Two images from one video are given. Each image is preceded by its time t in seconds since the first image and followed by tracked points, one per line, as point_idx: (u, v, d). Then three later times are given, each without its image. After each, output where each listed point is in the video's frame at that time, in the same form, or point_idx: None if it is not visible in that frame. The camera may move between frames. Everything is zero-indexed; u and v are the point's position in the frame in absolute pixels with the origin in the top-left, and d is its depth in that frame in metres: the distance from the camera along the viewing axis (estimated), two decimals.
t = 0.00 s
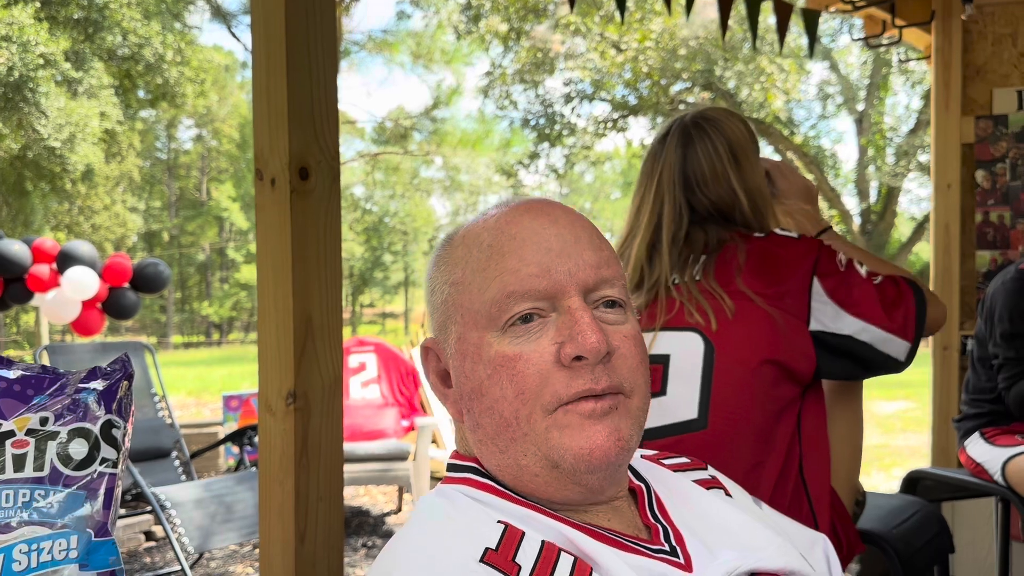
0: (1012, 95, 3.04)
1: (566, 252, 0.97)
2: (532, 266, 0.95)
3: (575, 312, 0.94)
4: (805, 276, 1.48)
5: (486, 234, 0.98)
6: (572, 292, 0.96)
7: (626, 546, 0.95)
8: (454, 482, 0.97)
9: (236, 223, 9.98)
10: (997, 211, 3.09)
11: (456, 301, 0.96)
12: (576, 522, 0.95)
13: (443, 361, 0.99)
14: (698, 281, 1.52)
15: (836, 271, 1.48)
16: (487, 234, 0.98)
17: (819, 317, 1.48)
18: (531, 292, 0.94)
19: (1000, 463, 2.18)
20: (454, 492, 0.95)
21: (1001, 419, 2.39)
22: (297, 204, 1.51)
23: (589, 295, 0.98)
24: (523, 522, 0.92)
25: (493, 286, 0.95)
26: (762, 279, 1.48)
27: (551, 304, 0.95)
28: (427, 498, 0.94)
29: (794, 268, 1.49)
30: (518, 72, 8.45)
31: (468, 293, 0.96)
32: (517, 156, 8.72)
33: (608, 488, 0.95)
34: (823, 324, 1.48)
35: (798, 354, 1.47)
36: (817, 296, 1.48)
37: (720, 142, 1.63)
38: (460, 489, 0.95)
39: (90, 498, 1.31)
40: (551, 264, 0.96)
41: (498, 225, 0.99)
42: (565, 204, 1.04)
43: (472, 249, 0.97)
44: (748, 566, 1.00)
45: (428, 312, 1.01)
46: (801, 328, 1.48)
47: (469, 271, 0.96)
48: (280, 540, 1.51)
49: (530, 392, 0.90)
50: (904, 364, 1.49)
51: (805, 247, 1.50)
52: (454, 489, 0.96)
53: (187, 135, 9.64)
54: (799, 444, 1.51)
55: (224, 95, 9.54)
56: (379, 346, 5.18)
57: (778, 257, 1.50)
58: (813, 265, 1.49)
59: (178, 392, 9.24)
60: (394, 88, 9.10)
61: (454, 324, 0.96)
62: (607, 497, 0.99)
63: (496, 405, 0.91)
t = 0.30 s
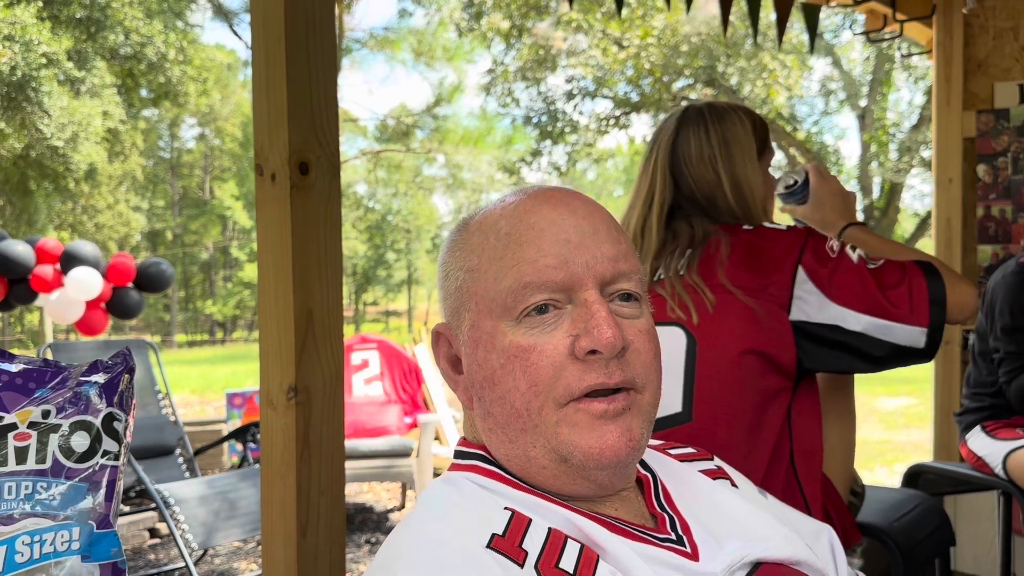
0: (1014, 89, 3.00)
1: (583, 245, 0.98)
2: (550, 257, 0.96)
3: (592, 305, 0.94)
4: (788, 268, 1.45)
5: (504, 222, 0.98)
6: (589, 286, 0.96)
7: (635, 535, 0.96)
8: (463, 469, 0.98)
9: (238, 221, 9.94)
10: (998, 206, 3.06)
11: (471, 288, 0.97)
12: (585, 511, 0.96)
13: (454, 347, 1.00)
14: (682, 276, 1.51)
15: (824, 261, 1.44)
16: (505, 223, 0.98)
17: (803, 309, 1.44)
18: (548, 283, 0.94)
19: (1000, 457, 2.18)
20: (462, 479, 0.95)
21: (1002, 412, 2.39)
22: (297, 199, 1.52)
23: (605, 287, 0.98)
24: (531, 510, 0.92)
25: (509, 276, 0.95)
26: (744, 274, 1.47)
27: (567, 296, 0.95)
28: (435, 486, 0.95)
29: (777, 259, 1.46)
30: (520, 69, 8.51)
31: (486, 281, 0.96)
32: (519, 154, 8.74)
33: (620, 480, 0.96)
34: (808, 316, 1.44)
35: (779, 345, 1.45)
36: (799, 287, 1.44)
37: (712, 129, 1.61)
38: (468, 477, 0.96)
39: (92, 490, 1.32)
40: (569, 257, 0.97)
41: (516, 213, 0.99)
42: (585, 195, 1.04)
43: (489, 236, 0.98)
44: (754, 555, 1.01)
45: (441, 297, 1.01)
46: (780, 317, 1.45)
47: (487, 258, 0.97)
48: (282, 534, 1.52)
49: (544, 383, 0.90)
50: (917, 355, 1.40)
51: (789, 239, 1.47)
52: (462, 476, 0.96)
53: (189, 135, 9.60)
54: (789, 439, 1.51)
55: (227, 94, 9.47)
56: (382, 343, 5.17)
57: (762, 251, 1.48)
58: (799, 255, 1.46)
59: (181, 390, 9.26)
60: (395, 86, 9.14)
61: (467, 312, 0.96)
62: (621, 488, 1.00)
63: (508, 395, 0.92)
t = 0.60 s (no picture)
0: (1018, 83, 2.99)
1: (570, 238, 0.99)
2: (537, 250, 0.96)
3: (580, 297, 0.95)
4: (786, 262, 1.44)
5: (492, 220, 0.99)
6: (576, 278, 0.97)
7: (631, 527, 0.96)
8: (459, 464, 0.98)
9: (243, 219, 10.12)
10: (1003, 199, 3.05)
11: (462, 285, 0.98)
12: (581, 504, 0.96)
13: (449, 346, 1.00)
14: (679, 271, 1.50)
15: (823, 246, 1.43)
16: (493, 220, 0.99)
17: (806, 297, 1.43)
18: (536, 277, 0.95)
19: (1004, 451, 2.18)
20: (459, 473, 0.96)
21: (1007, 406, 2.40)
22: (302, 196, 1.52)
23: (593, 279, 0.99)
24: (528, 502, 0.93)
25: (497, 272, 0.96)
26: (743, 267, 1.46)
27: (556, 289, 0.96)
28: (433, 481, 0.95)
29: (775, 250, 1.46)
30: (523, 66, 8.49)
31: (476, 279, 0.96)
32: (522, 150, 8.80)
33: (614, 472, 0.97)
34: (813, 303, 1.43)
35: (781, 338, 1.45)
36: (800, 277, 1.43)
37: (696, 119, 1.63)
38: (465, 470, 0.96)
39: (102, 484, 1.33)
40: (556, 250, 0.97)
41: (503, 210, 1.00)
42: (572, 191, 1.05)
43: (478, 234, 0.99)
44: (750, 547, 1.01)
45: (435, 298, 1.02)
46: (781, 307, 1.45)
47: (476, 256, 0.97)
48: (289, 529, 1.53)
49: (536, 375, 0.91)
50: (933, 332, 1.37)
51: (786, 230, 1.46)
52: (459, 470, 0.97)
53: (193, 133, 9.73)
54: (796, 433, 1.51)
55: (230, 92, 9.64)
56: (386, 340, 5.27)
57: (759, 244, 1.47)
58: (797, 243, 1.44)
59: (187, 388, 9.30)
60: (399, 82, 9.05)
61: (460, 309, 0.98)
62: (614, 480, 1.01)
63: (501, 388, 0.93)
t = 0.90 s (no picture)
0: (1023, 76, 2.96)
1: (557, 237, 0.98)
2: (525, 249, 0.96)
3: (568, 294, 0.95)
4: (806, 258, 1.43)
5: (480, 220, 0.99)
6: (564, 275, 0.97)
7: (623, 521, 0.96)
8: (453, 461, 0.98)
9: (246, 217, 10.11)
10: (1007, 193, 3.00)
11: (451, 286, 0.98)
12: (574, 499, 0.96)
13: (441, 345, 1.01)
14: (695, 265, 1.49)
15: (840, 242, 1.42)
16: (481, 220, 0.99)
17: (828, 293, 1.41)
18: (525, 275, 0.95)
19: (1009, 445, 2.17)
20: (453, 471, 0.96)
21: (1012, 400, 2.38)
22: (305, 192, 1.52)
23: (581, 277, 0.99)
24: (520, 498, 0.93)
25: (486, 271, 0.95)
26: (759, 262, 1.45)
27: (544, 287, 0.96)
28: (429, 480, 0.95)
29: (788, 246, 1.45)
30: (526, 62, 8.51)
31: (465, 278, 0.97)
32: (525, 146, 8.80)
33: (604, 466, 0.97)
34: (836, 298, 1.41)
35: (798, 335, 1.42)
36: (823, 271, 1.41)
37: (701, 113, 1.63)
38: (458, 468, 0.96)
39: (107, 480, 1.34)
40: (543, 248, 0.97)
41: (492, 211, 0.99)
42: (562, 189, 1.05)
43: (466, 234, 0.99)
44: (744, 540, 1.01)
45: (426, 299, 1.02)
46: (802, 304, 1.42)
47: (464, 256, 0.98)
48: (295, 525, 1.53)
49: (525, 373, 0.91)
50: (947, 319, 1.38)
51: (802, 227, 1.46)
52: (453, 468, 0.97)
53: (196, 131, 9.77)
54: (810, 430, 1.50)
55: (233, 90, 9.68)
56: (390, 336, 5.26)
57: (774, 240, 1.46)
58: (812, 240, 1.43)
59: (191, 386, 9.32)
60: (403, 79, 9.14)
61: (450, 309, 0.97)
62: (605, 475, 1.01)
63: (492, 386, 0.93)
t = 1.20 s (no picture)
0: None
1: (568, 235, 0.99)
2: (536, 248, 0.96)
3: (579, 294, 0.95)
4: (817, 260, 1.43)
5: (491, 218, 0.99)
6: (575, 274, 0.97)
7: (631, 520, 0.96)
8: (461, 460, 0.99)
9: (249, 216, 10.17)
10: (1009, 189, 3.00)
11: (462, 284, 0.98)
12: (582, 498, 0.97)
13: (450, 343, 1.01)
14: (706, 263, 1.49)
15: (851, 248, 1.42)
16: (493, 218, 0.99)
17: (840, 299, 1.41)
18: (536, 274, 0.95)
19: (1011, 442, 2.17)
20: (460, 470, 0.96)
21: (1015, 397, 2.38)
22: (308, 192, 1.53)
23: (592, 276, 0.99)
24: (528, 497, 0.93)
25: (497, 269, 0.96)
26: (770, 263, 1.45)
27: (555, 286, 0.96)
28: (437, 477, 0.95)
29: (799, 248, 1.45)
30: (528, 60, 8.47)
31: (475, 276, 0.97)
32: (527, 144, 8.82)
33: (613, 465, 0.98)
34: (846, 303, 1.41)
35: (810, 339, 1.43)
36: (833, 274, 1.41)
37: (714, 114, 1.63)
38: (466, 467, 0.97)
39: (111, 482, 1.34)
40: (555, 248, 0.97)
41: (503, 208, 1.00)
42: (572, 188, 1.05)
43: (477, 232, 0.99)
44: (751, 540, 1.01)
45: (435, 296, 1.03)
46: (815, 309, 1.42)
47: (474, 254, 0.98)
48: (299, 524, 1.54)
49: (535, 372, 0.91)
50: (953, 327, 1.39)
51: (815, 229, 1.45)
52: (461, 467, 0.97)
53: (198, 130, 9.81)
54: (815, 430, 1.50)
55: (235, 89, 9.68)
56: (394, 335, 5.22)
57: (786, 240, 1.46)
58: (825, 244, 1.44)
59: (195, 385, 9.34)
60: (405, 77, 9.12)
61: (460, 307, 0.98)
62: (614, 474, 1.01)
63: (501, 385, 0.93)
